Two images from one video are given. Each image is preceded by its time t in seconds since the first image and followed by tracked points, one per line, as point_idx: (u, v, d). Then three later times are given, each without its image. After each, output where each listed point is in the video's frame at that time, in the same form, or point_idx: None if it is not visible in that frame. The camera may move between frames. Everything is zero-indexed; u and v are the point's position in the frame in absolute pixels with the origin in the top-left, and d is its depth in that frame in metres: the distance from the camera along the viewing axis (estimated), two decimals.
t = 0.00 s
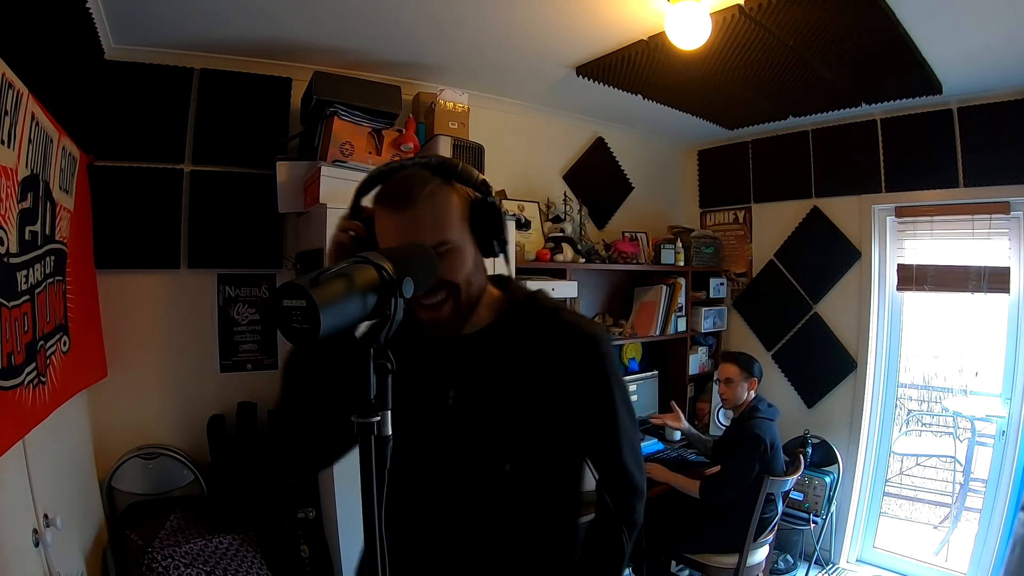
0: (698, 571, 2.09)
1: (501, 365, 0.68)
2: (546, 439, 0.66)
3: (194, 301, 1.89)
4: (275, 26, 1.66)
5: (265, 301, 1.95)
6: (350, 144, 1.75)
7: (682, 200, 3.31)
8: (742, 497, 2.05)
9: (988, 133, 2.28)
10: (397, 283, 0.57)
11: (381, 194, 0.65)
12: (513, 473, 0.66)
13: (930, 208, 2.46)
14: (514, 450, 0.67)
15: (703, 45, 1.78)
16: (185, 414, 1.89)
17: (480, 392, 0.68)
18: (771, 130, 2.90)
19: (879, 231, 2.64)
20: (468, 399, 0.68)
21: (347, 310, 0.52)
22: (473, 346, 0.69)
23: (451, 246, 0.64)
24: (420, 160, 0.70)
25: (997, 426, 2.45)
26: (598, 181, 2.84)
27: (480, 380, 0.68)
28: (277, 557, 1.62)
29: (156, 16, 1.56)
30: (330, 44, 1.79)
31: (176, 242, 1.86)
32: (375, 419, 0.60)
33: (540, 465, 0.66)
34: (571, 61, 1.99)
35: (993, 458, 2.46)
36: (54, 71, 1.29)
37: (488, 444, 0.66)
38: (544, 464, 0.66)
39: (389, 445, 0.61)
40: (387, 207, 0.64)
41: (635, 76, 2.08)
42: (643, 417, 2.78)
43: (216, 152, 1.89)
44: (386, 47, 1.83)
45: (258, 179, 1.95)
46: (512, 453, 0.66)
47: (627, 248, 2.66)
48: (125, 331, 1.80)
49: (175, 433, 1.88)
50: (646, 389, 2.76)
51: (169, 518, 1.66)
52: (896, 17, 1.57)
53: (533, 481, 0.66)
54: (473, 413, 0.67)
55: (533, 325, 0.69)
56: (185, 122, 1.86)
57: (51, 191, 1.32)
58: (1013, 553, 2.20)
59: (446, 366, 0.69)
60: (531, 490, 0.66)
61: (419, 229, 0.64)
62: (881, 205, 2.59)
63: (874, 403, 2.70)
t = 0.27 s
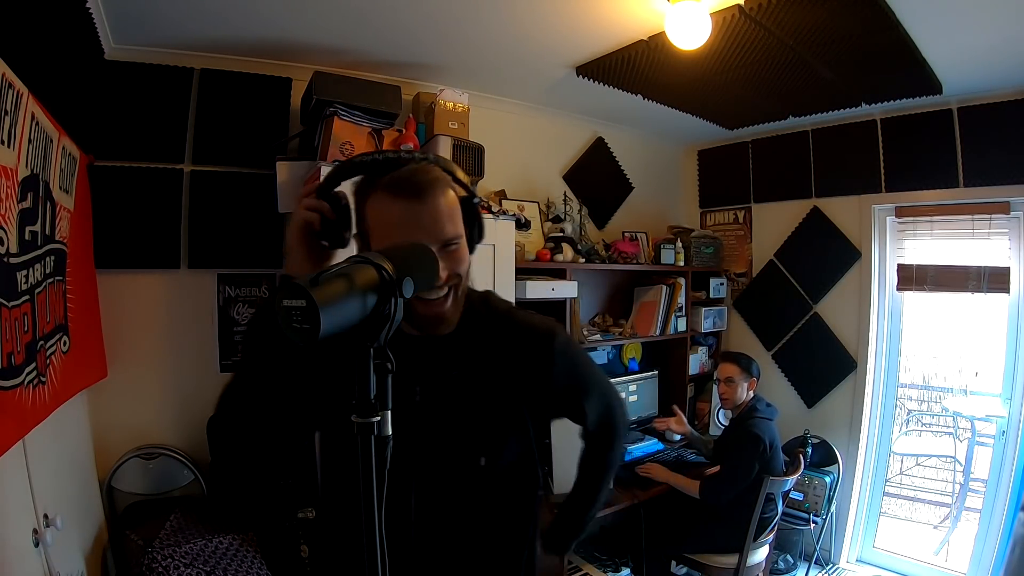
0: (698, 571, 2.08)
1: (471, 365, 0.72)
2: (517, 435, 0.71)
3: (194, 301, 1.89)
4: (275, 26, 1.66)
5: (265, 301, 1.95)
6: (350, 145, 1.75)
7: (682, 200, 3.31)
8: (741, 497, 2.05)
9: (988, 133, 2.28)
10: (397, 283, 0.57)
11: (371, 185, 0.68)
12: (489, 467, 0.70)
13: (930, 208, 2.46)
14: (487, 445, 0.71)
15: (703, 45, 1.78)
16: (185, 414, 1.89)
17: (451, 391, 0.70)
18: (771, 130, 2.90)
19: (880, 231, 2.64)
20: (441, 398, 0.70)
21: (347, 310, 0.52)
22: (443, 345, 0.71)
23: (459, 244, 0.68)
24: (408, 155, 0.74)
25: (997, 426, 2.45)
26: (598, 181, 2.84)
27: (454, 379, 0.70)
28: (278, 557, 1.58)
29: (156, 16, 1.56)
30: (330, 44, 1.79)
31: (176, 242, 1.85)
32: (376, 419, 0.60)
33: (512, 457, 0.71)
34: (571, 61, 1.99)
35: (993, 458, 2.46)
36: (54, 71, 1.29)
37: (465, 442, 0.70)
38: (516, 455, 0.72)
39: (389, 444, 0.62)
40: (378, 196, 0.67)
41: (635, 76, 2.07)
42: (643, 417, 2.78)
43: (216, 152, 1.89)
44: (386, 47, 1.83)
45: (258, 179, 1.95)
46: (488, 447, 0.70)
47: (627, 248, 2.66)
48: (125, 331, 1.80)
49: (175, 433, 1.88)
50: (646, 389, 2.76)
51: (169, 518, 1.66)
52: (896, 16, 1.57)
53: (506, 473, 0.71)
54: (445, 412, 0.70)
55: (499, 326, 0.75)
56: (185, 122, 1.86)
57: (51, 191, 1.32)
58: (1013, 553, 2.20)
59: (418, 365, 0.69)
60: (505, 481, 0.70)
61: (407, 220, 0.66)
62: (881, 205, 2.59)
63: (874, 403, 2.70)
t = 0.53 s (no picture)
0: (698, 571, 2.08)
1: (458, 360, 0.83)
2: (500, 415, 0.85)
3: (194, 301, 1.89)
4: (275, 26, 1.66)
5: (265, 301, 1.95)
6: (350, 145, 1.75)
7: (683, 200, 3.31)
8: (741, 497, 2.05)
9: (988, 133, 2.28)
10: (397, 283, 0.57)
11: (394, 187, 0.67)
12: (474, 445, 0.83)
13: (930, 208, 2.46)
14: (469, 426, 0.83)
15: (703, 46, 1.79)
16: (185, 414, 1.89)
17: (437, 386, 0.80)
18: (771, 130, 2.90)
19: (880, 231, 2.64)
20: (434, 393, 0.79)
21: (347, 310, 0.52)
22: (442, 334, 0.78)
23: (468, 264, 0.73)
24: (431, 161, 0.73)
25: (997, 426, 2.45)
26: (597, 181, 2.84)
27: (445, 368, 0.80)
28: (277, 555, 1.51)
29: (155, 16, 1.56)
30: (330, 44, 1.79)
31: (176, 242, 1.85)
32: (375, 419, 0.60)
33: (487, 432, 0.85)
34: (571, 61, 1.99)
35: (993, 458, 2.46)
36: (54, 70, 1.29)
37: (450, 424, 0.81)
38: (489, 430, 0.86)
39: (389, 445, 0.62)
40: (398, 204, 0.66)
41: (635, 76, 2.07)
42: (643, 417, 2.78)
43: (216, 152, 1.89)
44: (386, 47, 1.83)
45: (258, 179, 1.95)
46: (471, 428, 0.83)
47: (627, 248, 2.66)
48: (124, 331, 1.80)
49: (175, 433, 1.88)
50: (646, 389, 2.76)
51: (169, 518, 1.66)
52: (896, 16, 1.57)
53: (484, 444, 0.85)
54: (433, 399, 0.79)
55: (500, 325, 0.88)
56: (185, 122, 1.86)
57: (51, 191, 1.32)
58: (1013, 553, 2.20)
59: (410, 363, 0.76)
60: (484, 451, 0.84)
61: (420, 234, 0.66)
62: (881, 205, 2.59)
63: (874, 403, 2.70)
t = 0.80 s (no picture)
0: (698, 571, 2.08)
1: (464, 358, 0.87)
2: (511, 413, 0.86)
3: (194, 301, 1.89)
4: (275, 26, 1.66)
5: (265, 301, 1.95)
6: (350, 145, 1.75)
7: (683, 200, 3.31)
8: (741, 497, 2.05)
9: (988, 132, 2.28)
10: (397, 283, 0.57)
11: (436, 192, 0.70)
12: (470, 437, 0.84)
13: (930, 208, 2.46)
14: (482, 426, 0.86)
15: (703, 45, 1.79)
16: (185, 414, 1.89)
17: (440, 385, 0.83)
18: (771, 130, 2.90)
19: (880, 231, 2.64)
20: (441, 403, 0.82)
21: (347, 310, 0.52)
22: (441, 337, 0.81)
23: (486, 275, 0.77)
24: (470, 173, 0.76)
25: (997, 426, 2.45)
26: (597, 181, 2.84)
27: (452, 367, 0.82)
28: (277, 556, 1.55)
29: (155, 16, 1.56)
30: (330, 44, 1.79)
31: (176, 242, 1.86)
32: (375, 419, 0.60)
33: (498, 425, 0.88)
34: (571, 61, 1.99)
35: (993, 458, 2.46)
36: (54, 70, 1.29)
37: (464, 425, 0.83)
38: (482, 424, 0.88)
39: (389, 445, 0.62)
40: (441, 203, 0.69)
41: (635, 76, 2.07)
42: (643, 417, 2.78)
43: (216, 152, 1.89)
44: (385, 47, 1.83)
45: (258, 179, 1.95)
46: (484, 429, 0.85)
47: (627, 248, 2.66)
48: (124, 331, 1.80)
49: (175, 433, 1.88)
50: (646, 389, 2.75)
51: (169, 518, 1.66)
52: (896, 16, 1.57)
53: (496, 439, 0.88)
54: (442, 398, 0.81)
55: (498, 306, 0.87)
56: (185, 123, 1.86)
57: (51, 191, 1.32)
58: (1013, 553, 2.20)
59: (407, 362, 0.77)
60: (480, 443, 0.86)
61: (455, 238, 0.69)
62: (881, 205, 2.59)
63: (874, 403, 2.70)
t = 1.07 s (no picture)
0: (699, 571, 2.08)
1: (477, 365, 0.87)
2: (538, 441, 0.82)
3: (194, 301, 1.89)
4: (275, 26, 1.66)
5: (265, 301, 1.95)
6: (350, 145, 1.75)
7: (683, 200, 3.31)
8: (742, 497, 2.05)
9: (988, 132, 2.28)
10: (397, 283, 0.57)
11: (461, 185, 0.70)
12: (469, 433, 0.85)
13: (930, 208, 2.46)
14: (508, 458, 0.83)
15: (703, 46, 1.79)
16: (185, 414, 1.89)
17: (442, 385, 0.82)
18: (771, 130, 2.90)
19: (880, 231, 2.64)
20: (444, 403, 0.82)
21: (347, 311, 0.52)
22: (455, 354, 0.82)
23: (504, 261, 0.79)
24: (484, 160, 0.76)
25: (997, 426, 2.45)
26: (597, 181, 2.84)
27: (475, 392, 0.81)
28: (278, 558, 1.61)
29: (155, 16, 1.56)
30: (330, 44, 1.79)
31: (176, 242, 1.86)
32: (375, 418, 0.60)
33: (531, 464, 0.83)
34: (571, 61, 1.99)
35: (993, 458, 2.46)
36: (54, 70, 1.29)
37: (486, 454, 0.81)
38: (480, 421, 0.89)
39: (389, 444, 0.62)
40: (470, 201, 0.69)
41: (635, 76, 2.08)
42: (643, 417, 2.77)
43: (216, 152, 1.89)
44: (385, 47, 1.83)
45: (258, 179, 1.95)
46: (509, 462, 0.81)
47: (627, 248, 2.66)
48: (124, 331, 1.80)
49: (175, 433, 1.88)
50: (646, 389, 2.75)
51: (169, 518, 1.66)
52: (896, 17, 1.57)
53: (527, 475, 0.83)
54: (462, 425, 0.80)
55: (521, 335, 0.84)
56: (185, 122, 1.86)
57: (51, 191, 1.32)
58: (1013, 553, 2.19)
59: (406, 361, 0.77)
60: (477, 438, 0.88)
61: (480, 231, 0.70)
62: (881, 205, 2.59)
63: (874, 403, 2.70)
